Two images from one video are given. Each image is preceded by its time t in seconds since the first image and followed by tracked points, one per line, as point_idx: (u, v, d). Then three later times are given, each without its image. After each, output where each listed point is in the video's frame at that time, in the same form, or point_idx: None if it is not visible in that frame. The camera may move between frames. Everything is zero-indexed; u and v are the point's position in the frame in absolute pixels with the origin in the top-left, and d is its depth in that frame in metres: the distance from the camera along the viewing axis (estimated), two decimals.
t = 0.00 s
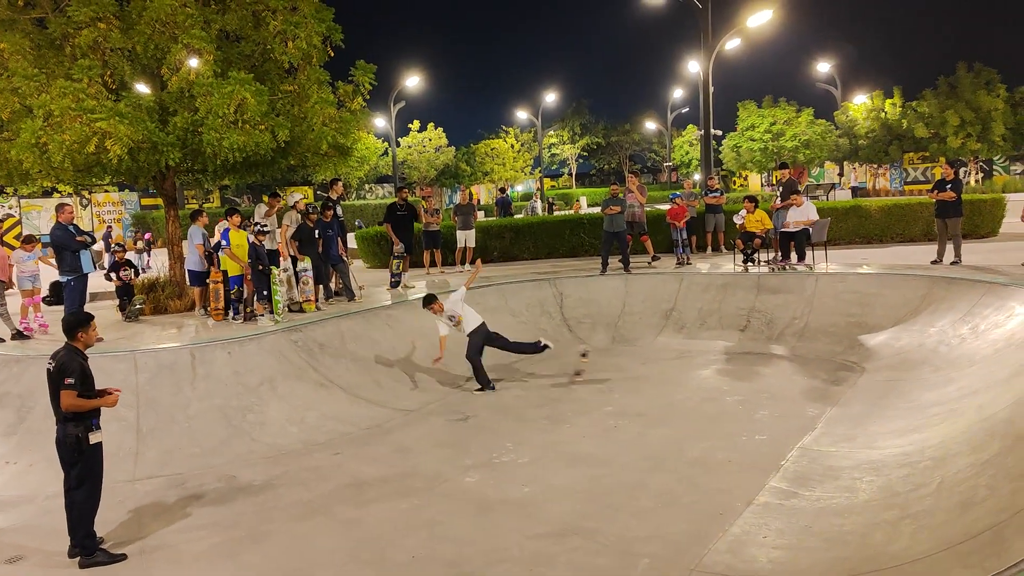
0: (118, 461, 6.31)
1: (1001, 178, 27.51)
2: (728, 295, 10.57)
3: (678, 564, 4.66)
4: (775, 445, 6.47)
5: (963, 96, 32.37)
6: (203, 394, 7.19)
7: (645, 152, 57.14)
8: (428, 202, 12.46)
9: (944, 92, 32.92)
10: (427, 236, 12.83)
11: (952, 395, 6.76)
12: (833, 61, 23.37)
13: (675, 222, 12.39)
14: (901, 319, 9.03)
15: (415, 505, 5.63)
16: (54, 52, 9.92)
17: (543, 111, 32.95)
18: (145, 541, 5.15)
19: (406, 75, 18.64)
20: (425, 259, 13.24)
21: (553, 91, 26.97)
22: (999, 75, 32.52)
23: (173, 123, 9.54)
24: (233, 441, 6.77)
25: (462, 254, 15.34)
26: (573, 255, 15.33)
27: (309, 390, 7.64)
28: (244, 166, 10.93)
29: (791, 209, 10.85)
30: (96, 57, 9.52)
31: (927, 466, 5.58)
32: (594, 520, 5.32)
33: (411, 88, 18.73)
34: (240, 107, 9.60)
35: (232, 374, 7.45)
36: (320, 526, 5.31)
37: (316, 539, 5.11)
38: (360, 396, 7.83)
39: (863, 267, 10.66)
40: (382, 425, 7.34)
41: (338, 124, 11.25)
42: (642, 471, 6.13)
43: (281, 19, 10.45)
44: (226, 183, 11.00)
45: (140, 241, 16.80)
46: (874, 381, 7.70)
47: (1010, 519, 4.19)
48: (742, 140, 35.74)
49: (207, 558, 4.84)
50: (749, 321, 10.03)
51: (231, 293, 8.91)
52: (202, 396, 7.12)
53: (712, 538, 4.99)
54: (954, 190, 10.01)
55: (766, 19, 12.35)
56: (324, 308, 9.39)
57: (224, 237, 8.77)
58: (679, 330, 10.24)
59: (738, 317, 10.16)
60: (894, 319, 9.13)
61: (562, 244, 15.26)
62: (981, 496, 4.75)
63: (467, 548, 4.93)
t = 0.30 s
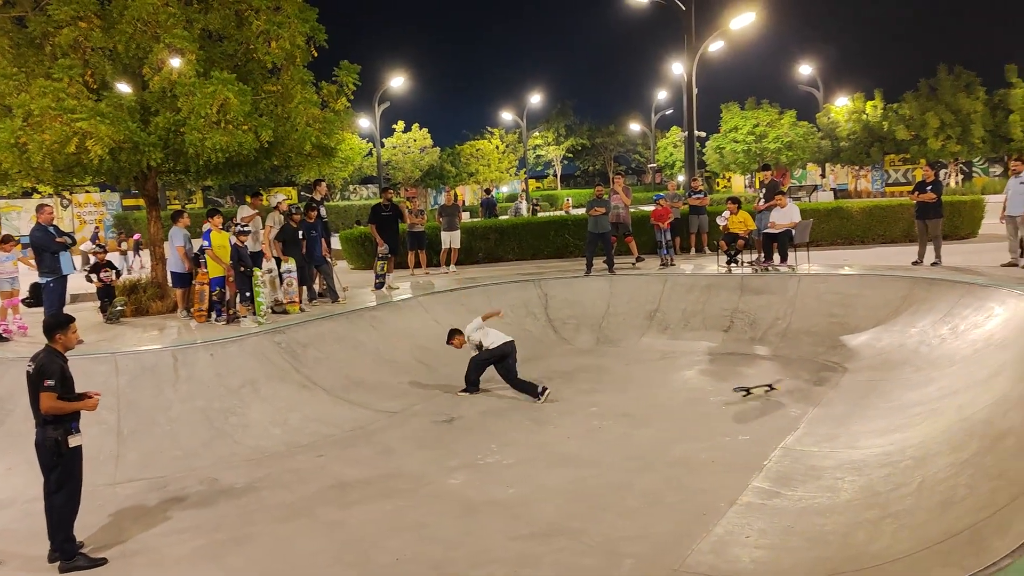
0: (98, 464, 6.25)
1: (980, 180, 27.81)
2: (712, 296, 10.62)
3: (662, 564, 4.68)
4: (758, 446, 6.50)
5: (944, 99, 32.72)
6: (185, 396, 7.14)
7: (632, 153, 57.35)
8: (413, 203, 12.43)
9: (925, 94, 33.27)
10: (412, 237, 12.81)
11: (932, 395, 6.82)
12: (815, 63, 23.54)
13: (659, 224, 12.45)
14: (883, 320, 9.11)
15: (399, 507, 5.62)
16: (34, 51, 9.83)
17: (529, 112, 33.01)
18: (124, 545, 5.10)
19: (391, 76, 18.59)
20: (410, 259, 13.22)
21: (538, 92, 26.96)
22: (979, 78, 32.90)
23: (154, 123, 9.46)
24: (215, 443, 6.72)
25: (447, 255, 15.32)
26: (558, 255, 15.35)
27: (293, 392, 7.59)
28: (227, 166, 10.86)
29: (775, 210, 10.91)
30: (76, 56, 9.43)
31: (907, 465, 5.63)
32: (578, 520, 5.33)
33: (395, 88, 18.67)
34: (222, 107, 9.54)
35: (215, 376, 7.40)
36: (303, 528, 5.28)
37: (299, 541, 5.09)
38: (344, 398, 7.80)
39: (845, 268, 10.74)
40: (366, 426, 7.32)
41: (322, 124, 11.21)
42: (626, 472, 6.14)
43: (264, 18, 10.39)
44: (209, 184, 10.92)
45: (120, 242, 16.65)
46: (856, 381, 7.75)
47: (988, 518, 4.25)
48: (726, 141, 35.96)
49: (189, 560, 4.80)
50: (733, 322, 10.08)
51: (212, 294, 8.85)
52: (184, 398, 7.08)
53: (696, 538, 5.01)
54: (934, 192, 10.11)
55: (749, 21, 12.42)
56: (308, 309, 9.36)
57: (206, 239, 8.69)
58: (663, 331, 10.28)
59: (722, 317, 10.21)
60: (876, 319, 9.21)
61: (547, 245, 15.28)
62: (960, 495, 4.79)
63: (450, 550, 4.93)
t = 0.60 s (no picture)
0: (72, 467, 6.18)
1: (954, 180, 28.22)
2: (691, 296, 10.67)
3: (641, 563, 4.72)
4: (737, 445, 6.55)
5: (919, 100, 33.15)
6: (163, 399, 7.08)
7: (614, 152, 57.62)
8: (393, 203, 12.40)
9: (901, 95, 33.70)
10: (392, 237, 12.77)
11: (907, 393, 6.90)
12: (791, 65, 23.80)
13: (641, 224, 12.58)
14: (859, 319, 9.20)
15: (377, 508, 5.61)
16: (8, 49, 9.70)
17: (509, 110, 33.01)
18: (98, 548, 5.04)
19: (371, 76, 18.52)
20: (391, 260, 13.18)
21: (518, 92, 26.97)
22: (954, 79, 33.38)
23: (130, 122, 9.36)
24: (192, 445, 6.66)
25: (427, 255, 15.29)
26: (538, 256, 15.37)
27: (271, 393, 7.54)
28: (205, 167, 10.77)
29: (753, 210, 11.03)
30: (50, 54, 9.30)
31: (882, 463, 5.71)
32: (556, 520, 5.35)
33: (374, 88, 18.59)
34: (200, 106, 9.46)
35: (192, 377, 7.34)
36: (281, 530, 5.26)
37: (277, 544, 5.06)
38: (324, 399, 7.77)
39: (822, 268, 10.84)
40: (345, 427, 7.29)
41: (301, 124, 11.14)
42: (605, 472, 6.16)
43: (241, 18, 10.33)
44: (187, 184, 10.81)
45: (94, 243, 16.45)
46: (833, 380, 7.82)
47: (961, 513, 4.34)
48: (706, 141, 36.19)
49: (166, 562, 4.77)
50: (712, 322, 10.14)
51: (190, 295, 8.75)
52: (160, 400, 7.02)
53: (674, 537, 5.05)
54: (910, 193, 10.23)
55: (728, 23, 12.50)
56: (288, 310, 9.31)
57: (185, 239, 8.56)
58: (643, 330, 10.32)
59: (701, 317, 10.26)
60: (852, 318, 9.30)
61: (527, 245, 15.29)
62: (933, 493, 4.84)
63: (429, 551, 4.93)
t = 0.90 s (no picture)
0: (68, 407, 6.23)
1: (954, 178, 28.23)
2: (688, 275, 10.71)
3: (631, 538, 4.88)
4: (727, 425, 6.65)
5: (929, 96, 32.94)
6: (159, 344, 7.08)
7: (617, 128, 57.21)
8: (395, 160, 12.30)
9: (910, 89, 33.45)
10: (392, 195, 12.72)
11: (900, 385, 7.00)
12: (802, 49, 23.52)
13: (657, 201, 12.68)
14: (854, 310, 9.26)
15: (371, 466, 5.71)
16: None
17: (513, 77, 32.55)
18: (96, 489, 5.12)
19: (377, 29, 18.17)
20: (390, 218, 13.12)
21: (524, 58, 26.55)
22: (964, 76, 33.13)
23: (137, 60, 9.22)
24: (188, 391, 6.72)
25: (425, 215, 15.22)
26: (536, 224, 15.34)
27: (267, 343, 7.55)
28: (209, 110, 10.65)
29: (755, 193, 11.11)
30: None
31: (873, 454, 5.80)
32: (548, 489, 5.48)
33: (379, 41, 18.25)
34: (208, 49, 9.31)
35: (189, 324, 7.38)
36: (277, 483, 5.35)
37: (274, 495, 5.17)
38: (318, 352, 7.80)
39: (820, 257, 10.83)
40: (339, 382, 7.34)
41: (310, 74, 10.99)
42: (595, 443, 6.26)
43: None
44: (190, 127, 10.71)
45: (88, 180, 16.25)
46: (824, 368, 7.91)
47: (952, 511, 4.51)
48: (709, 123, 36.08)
49: (164, 509, 4.83)
50: (707, 301, 10.18)
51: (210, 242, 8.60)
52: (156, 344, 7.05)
53: (664, 514, 5.21)
54: (914, 187, 10.25)
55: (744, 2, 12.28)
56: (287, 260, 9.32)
57: (205, 181, 8.43)
58: (639, 306, 10.35)
59: (697, 296, 10.31)
60: (847, 308, 9.36)
61: (526, 213, 15.25)
62: (927, 488, 5.01)
63: (423, 513, 5.06)
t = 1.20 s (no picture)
0: (62, 418, 6.20)
1: (948, 183, 28.34)
2: (685, 281, 10.72)
3: (629, 545, 4.86)
4: (724, 431, 6.64)
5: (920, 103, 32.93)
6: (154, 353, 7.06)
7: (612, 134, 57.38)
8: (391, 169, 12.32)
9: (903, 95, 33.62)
10: (388, 203, 12.74)
11: (896, 391, 6.99)
12: (795, 56, 23.63)
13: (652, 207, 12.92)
14: (850, 316, 9.27)
15: (368, 475, 5.69)
16: None
17: (509, 86, 32.61)
18: (91, 498, 5.09)
19: (372, 38, 18.22)
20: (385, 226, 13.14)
21: (519, 66, 26.61)
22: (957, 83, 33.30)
23: (132, 69, 9.22)
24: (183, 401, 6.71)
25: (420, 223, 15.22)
26: (532, 231, 15.35)
27: (263, 352, 7.51)
28: (204, 120, 10.65)
29: (748, 200, 11.15)
30: None
31: (870, 460, 5.79)
32: (546, 497, 5.47)
33: (375, 50, 18.31)
34: (204, 58, 9.32)
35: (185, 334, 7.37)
36: (273, 492, 5.33)
37: (270, 504, 5.15)
38: (314, 360, 7.76)
39: (815, 262, 10.85)
40: (335, 391, 7.32)
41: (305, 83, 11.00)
42: (593, 450, 6.25)
43: None
44: (185, 136, 10.72)
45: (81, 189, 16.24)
46: (821, 374, 7.91)
47: (951, 516, 4.50)
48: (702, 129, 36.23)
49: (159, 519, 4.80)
50: (703, 308, 10.18)
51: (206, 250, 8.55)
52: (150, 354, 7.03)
53: (662, 521, 5.20)
54: (909, 192, 10.24)
55: (737, 10, 12.35)
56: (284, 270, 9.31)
57: (201, 191, 8.45)
58: (635, 313, 10.35)
59: (693, 303, 10.31)
60: (843, 314, 9.38)
61: (522, 221, 15.26)
62: (925, 493, 5.00)
63: (421, 522, 5.04)
